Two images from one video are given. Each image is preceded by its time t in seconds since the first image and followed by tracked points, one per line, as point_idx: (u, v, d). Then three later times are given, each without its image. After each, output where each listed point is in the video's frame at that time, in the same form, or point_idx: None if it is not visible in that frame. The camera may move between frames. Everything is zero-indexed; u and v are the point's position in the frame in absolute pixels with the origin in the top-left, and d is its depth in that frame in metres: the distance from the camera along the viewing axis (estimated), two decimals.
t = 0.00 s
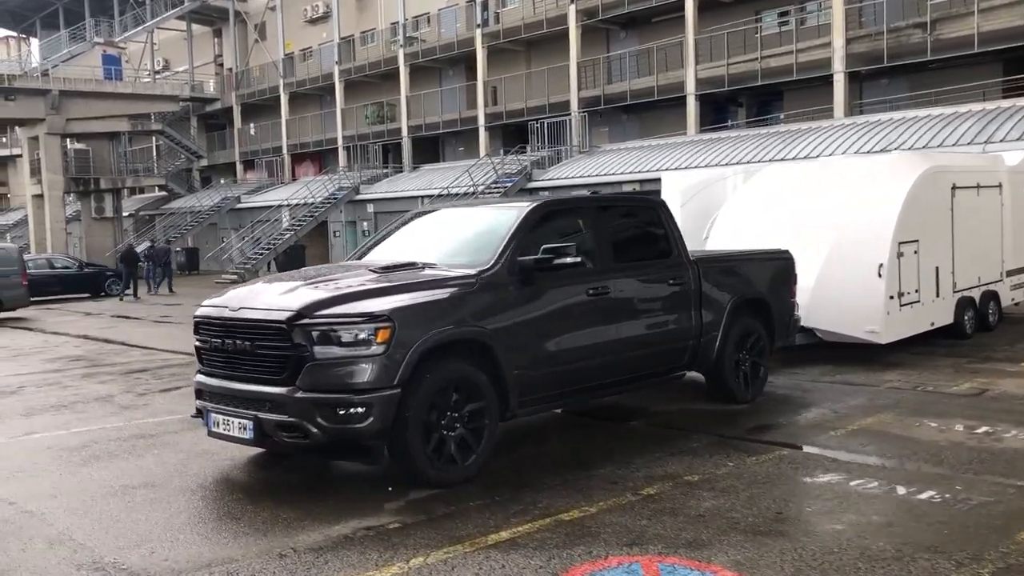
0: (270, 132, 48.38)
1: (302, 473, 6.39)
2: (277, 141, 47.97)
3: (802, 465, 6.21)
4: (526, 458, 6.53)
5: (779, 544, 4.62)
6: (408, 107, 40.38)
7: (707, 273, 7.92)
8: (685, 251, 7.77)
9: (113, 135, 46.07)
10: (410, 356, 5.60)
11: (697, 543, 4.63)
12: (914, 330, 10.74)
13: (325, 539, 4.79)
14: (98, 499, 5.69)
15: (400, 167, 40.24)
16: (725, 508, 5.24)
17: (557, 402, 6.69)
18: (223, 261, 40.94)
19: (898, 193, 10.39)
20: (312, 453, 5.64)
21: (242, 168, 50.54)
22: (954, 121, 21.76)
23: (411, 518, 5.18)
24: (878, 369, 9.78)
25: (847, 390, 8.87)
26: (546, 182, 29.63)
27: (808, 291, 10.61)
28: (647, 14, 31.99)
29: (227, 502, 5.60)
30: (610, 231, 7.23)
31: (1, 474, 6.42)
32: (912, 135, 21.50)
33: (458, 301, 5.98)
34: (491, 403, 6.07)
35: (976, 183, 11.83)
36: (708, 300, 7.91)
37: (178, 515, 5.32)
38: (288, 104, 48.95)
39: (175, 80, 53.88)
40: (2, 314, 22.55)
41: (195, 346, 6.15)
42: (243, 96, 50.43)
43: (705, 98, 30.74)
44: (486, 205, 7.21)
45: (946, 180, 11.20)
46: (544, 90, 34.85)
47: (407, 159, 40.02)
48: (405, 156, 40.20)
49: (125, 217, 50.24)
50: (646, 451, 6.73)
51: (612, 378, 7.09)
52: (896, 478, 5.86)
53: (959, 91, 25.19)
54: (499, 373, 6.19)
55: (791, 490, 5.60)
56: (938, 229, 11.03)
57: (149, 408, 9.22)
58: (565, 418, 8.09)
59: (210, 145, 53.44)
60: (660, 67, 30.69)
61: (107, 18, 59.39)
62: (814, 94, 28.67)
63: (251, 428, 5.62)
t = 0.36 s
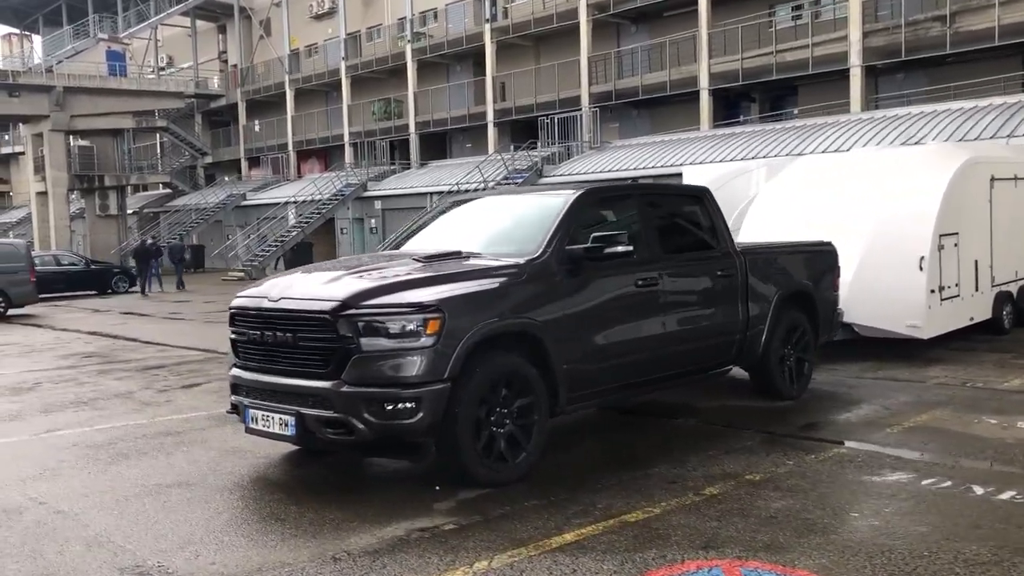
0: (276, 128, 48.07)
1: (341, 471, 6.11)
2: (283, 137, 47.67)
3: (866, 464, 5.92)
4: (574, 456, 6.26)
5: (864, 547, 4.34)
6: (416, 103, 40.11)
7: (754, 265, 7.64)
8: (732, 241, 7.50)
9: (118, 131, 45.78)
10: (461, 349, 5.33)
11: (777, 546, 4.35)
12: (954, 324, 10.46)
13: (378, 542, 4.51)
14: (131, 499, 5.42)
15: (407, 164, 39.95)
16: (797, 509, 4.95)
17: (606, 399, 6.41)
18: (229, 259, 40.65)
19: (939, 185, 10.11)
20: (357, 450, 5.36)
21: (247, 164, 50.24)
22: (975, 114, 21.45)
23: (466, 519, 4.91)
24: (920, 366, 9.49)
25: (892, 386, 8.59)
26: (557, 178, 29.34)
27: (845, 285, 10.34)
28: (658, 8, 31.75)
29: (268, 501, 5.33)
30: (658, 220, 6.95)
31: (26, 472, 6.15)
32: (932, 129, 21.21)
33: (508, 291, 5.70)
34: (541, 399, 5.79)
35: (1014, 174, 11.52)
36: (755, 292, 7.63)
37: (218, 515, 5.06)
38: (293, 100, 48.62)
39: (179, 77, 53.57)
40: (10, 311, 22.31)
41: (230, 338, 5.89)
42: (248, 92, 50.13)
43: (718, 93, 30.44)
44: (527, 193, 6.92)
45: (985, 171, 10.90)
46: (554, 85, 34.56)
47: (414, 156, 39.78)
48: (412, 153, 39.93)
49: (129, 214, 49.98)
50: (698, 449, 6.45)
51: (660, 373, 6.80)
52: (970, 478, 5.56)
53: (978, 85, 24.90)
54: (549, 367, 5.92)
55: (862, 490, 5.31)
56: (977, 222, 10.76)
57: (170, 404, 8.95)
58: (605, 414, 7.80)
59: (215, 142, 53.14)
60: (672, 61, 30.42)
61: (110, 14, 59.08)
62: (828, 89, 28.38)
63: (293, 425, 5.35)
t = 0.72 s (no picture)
0: (281, 119, 47.65)
1: (379, 462, 5.83)
2: (287, 128, 47.24)
3: (932, 455, 5.62)
4: (623, 446, 5.98)
5: (957, 543, 4.05)
6: (422, 93, 39.73)
7: (800, 249, 7.34)
8: (778, 223, 7.20)
9: (121, 123, 45.37)
10: (511, 333, 5.03)
11: (862, 542, 4.06)
12: (994, 312, 10.15)
13: (431, 537, 4.22)
14: (163, 491, 5.13)
15: (413, 155, 39.59)
16: (874, 503, 4.65)
17: (654, 387, 6.11)
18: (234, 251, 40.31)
19: (979, 168, 9.80)
20: (401, 439, 5.08)
21: (251, 156, 49.86)
22: (995, 101, 21.09)
23: (521, 512, 4.62)
24: (962, 354, 9.18)
25: (938, 374, 8.28)
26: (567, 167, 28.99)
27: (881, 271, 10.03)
28: None
29: (309, 492, 5.06)
30: (705, 201, 6.65)
31: (49, 463, 5.86)
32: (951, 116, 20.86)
33: (558, 272, 5.40)
34: (591, 386, 5.50)
35: None
36: (801, 275, 7.33)
37: (257, 507, 4.78)
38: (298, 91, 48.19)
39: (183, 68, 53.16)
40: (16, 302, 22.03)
41: (264, 322, 5.61)
42: (252, 83, 49.75)
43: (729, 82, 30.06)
44: (568, 172, 6.62)
45: None
46: (562, 75, 34.20)
47: (421, 146, 39.42)
48: (418, 144, 39.58)
49: (133, 206, 49.64)
50: (751, 439, 6.15)
51: (708, 360, 6.50)
52: None
53: (995, 73, 24.52)
54: (598, 352, 5.62)
55: (935, 481, 5.02)
56: (1017, 209, 10.44)
57: (189, 394, 8.67)
58: (645, 403, 7.51)
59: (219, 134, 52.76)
60: (683, 50, 30.02)
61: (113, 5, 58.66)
62: (842, 78, 28.01)
63: (333, 412, 5.07)
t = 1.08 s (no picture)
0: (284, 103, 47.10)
1: (428, 458, 5.53)
2: (291, 112, 46.69)
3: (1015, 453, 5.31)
4: (684, 442, 5.68)
5: None
6: (428, 76, 39.26)
7: (857, 234, 7.02)
8: (835, 207, 6.88)
9: (123, 106, 44.86)
10: (576, 324, 4.72)
11: (973, 552, 3.75)
12: None
13: (504, 545, 3.93)
14: (206, 492, 4.83)
15: (419, 139, 39.13)
16: (972, 507, 4.35)
17: (715, 380, 5.80)
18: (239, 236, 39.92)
19: None
20: (459, 437, 4.77)
21: (255, 139, 49.35)
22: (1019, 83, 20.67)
23: (593, 515, 4.32)
24: (1013, 343, 8.86)
25: (993, 365, 7.96)
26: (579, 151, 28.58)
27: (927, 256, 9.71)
28: None
29: (362, 492, 4.76)
30: (764, 185, 6.33)
31: (80, 460, 5.56)
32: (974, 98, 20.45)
33: (622, 260, 5.09)
34: (655, 380, 5.18)
35: None
36: (858, 262, 7.01)
37: (310, 510, 4.47)
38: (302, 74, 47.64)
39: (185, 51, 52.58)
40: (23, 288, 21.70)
41: (308, 312, 5.31)
42: (256, 66, 49.23)
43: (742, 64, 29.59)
44: (620, 155, 6.29)
45: None
46: (572, 57, 33.72)
47: (427, 130, 38.98)
48: (425, 127, 39.13)
49: (135, 190, 49.19)
50: (816, 435, 5.84)
51: (769, 352, 6.17)
52: None
53: (1015, 54, 24.08)
54: (663, 344, 5.31)
55: None
56: None
57: (215, 384, 8.36)
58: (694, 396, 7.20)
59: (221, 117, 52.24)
60: (696, 31, 29.51)
61: None
62: (858, 60, 27.56)
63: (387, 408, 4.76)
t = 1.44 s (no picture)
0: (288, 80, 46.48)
1: (488, 449, 5.29)
2: (296, 90, 46.14)
3: None
4: (753, 433, 5.43)
5: None
6: (436, 54, 38.74)
7: (919, 214, 6.73)
8: (898, 185, 6.58)
9: (126, 84, 44.34)
10: (654, 310, 4.45)
11: None
12: None
13: (593, 548, 3.69)
14: (263, 488, 4.59)
15: (427, 117, 38.65)
16: None
17: (785, 368, 5.53)
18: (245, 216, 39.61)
19: None
20: (530, 429, 4.51)
21: (259, 118, 48.83)
22: None
23: (679, 514, 4.07)
24: None
25: None
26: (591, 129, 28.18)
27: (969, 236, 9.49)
28: None
29: (428, 487, 4.52)
30: (830, 162, 6.03)
31: (124, 452, 5.33)
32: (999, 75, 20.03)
33: (697, 242, 4.80)
34: (729, 368, 4.91)
35: None
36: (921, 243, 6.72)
37: (377, 508, 4.23)
38: (307, 51, 47.03)
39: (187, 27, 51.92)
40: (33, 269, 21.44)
41: (361, 297, 5.05)
42: (259, 43, 48.60)
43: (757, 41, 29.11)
44: (677, 130, 5.99)
45: None
46: (583, 34, 33.20)
47: (434, 109, 38.51)
48: (432, 106, 38.65)
49: (138, 169, 48.75)
50: (888, 424, 5.59)
51: (837, 337, 5.90)
52: None
53: None
54: (736, 331, 5.04)
55: None
56: None
57: (247, 370, 8.12)
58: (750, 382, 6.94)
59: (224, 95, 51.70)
60: (710, 7, 28.98)
61: None
62: (876, 36, 27.09)
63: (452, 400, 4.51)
